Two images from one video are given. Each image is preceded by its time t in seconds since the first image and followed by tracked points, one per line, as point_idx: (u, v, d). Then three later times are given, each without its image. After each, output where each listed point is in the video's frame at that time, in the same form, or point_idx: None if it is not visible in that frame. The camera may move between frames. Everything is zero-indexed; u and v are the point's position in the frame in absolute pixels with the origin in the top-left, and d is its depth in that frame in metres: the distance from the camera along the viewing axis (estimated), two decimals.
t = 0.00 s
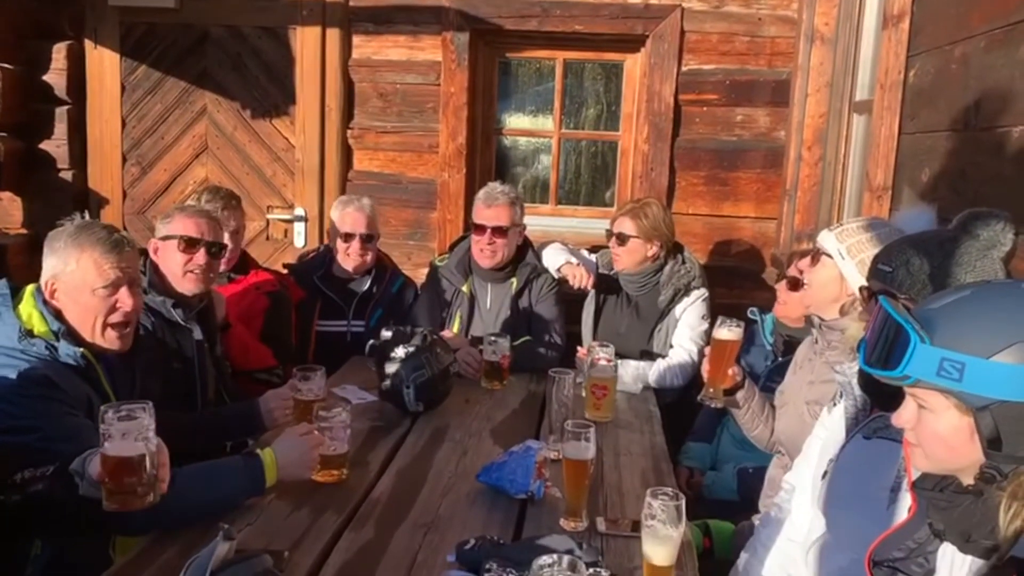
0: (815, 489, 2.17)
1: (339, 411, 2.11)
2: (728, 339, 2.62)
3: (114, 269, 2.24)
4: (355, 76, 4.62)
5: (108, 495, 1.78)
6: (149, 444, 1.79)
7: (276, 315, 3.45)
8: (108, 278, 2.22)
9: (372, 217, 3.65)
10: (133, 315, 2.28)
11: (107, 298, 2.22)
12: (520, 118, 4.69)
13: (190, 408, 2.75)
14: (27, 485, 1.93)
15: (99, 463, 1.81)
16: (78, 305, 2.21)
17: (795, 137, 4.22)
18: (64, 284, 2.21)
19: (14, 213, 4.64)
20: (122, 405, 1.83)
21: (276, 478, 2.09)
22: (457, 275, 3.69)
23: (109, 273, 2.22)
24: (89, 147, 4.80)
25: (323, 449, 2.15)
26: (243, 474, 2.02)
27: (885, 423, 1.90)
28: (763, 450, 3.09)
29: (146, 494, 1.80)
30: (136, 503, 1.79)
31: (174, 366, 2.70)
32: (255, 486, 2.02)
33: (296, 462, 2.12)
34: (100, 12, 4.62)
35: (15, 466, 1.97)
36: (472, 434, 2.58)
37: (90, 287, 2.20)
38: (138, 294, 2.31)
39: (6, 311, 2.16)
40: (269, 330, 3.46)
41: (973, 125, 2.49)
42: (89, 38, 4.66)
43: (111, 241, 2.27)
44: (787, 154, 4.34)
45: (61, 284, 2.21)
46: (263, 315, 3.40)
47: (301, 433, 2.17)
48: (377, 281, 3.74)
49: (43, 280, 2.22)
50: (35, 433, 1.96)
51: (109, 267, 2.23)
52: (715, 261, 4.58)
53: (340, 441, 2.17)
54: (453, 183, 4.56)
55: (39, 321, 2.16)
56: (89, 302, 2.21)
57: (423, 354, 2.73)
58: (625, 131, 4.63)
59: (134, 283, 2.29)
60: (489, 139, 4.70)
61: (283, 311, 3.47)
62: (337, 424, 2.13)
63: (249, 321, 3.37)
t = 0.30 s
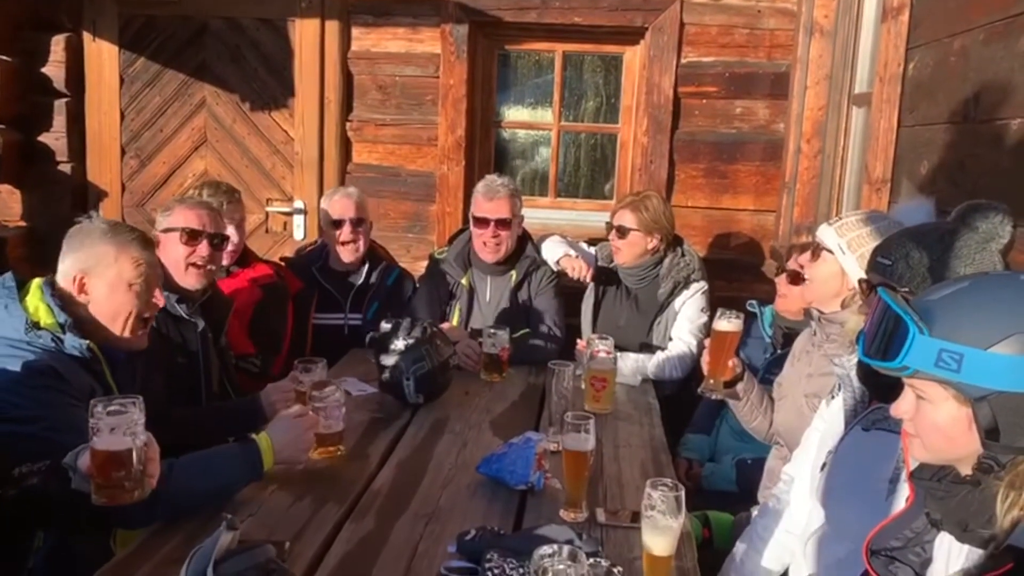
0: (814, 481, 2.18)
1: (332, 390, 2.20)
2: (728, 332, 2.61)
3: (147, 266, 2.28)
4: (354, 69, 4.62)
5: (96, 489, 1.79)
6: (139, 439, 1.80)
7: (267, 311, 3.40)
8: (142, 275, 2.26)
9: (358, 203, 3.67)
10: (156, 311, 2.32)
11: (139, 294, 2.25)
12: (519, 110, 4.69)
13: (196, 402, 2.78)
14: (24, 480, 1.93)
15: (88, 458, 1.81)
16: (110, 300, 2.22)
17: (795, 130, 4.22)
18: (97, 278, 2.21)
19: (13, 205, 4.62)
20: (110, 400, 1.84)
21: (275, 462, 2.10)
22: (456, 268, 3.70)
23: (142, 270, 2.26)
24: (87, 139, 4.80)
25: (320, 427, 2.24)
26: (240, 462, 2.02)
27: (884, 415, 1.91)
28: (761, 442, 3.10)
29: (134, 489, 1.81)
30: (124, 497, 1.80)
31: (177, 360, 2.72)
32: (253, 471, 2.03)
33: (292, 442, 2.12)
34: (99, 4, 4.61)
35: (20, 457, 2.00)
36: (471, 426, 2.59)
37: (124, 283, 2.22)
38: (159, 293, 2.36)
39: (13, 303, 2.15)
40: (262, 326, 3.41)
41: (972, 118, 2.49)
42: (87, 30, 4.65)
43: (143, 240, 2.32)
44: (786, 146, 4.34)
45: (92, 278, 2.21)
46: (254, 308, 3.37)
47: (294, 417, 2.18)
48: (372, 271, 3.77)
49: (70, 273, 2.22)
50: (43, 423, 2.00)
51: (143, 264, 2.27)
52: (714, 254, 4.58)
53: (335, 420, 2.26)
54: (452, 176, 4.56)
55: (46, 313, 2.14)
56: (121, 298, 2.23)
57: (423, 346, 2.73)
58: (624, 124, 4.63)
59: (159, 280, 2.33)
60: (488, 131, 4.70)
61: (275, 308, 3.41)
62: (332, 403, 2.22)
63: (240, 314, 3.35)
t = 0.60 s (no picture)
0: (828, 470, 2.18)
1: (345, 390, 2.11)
2: (741, 323, 2.60)
3: (145, 248, 2.27)
4: (366, 58, 4.61)
5: (98, 472, 1.79)
6: (138, 422, 1.79)
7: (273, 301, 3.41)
8: (140, 257, 2.25)
9: (372, 192, 3.68)
10: (166, 291, 2.32)
11: (140, 277, 2.25)
12: (531, 100, 4.68)
13: (219, 391, 2.83)
14: (34, 466, 1.95)
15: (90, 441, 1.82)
16: (113, 286, 2.24)
17: (808, 119, 4.20)
18: (97, 265, 2.22)
19: (26, 194, 4.48)
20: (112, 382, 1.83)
21: (290, 455, 2.11)
22: (469, 259, 3.72)
23: (140, 252, 2.25)
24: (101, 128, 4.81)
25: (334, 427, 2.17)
26: (256, 451, 2.02)
27: (899, 402, 1.90)
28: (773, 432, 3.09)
29: (135, 472, 1.80)
30: (125, 480, 1.79)
31: (202, 351, 2.76)
32: (271, 462, 2.04)
33: (307, 437, 2.14)
34: None
35: (42, 441, 2.01)
36: (484, 416, 2.59)
37: (123, 268, 2.23)
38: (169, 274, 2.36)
39: (38, 287, 2.18)
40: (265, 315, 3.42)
41: (989, 107, 2.47)
42: (101, 20, 4.66)
43: (142, 223, 2.32)
44: (800, 135, 4.32)
45: (93, 265, 2.23)
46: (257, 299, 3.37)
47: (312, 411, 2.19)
48: (385, 261, 3.76)
49: (76, 261, 2.24)
50: (66, 406, 2.02)
51: (141, 246, 2.26)
52: (727, 244, 4.57)
53: (349, 419, 2.17)
54: (464, 165, 4.55)
55: (71, 297, 2.17)
56: (123, 282, 2.24)
57: (436, 335, 2.75)
58: (637, 113, 4.60)
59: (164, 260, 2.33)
60: (500, 121, 4.69)
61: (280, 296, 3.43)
62: (346, 402, 2.13)
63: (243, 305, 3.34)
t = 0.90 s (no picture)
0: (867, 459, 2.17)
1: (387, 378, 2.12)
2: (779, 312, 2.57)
3: (200, 240, 2.31)
4: (400, 48, 4.62)
5: (129, 454, 1.82)
6: (167, 401, 1.82)
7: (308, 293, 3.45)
8: (195, 248, 2.29)
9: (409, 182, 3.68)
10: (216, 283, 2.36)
11: (193, 268, 2.29)
12: (564, 88, 4.66)
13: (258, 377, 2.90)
14: (78, 445, 1.99)
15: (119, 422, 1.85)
16: (166, 274, 2.27)
17: (846, 105, 4.14)
18: (151, 253, 2.26)
19: (70, 186, 4.74)
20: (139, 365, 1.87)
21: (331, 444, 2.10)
22: (502, 248, 3.72)
23: (195, 243, 2.29)
24: (141, 120, 4.89)
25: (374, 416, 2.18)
26: (296, 438, 2.05)
27: (942, 391, 1.87)
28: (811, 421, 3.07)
29: (163, 452, 1.82)
30: (154, 460, 1.81)
31: (242, 339, 2.83)
32: (311, 448, 2.05)
33: (348, 427, 2.11)
34: None
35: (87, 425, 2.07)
36: (519, 404, 2.60)
37: (177, 258, 2.26)
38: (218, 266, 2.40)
39: (88, 276, 2.22)
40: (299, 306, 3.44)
41: None
42: (140, 13, 4.73)
43: (198, 215, 2.36)
44: (838, 122, 4.26)
45: (147, 253, 2.27)
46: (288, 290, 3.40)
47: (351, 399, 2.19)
48: (420, 251, 3.75)
49: (130, 249, 2.28)
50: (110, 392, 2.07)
51: (196, 238, 2.29)
52: (763, 232, 4.53)
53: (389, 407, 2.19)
54: (497, 155, 4.55)
55: (119, 286, 2.21)
56: (177, 272, 2.27)
57: (471, 324, 2.76)
58: (672, 101, 4.57)
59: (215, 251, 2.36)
60: (533, 110, 4.68)
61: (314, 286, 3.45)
62: (386, 390, 2.14)
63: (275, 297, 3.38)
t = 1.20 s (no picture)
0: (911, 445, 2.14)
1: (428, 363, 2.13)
2: (822, 297, 2.54)
3: (255, 225, 2.35)
4: (440, 36, 4.63)
5: (165, 436, 1.87)
6: (201, 386, 1.85)
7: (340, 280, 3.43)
8: (251, 234, 2.33)
9: (452, 173, 3.67)
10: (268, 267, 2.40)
11: (248, 253, 2.33)
12: (604, 73, 4.64)
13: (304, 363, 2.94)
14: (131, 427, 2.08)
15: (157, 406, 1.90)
16: (222, 259, 2.31)
17: (892, 86, 4.07)
18: (208, 239, 2.31)
19: (120, 176, 4.85)
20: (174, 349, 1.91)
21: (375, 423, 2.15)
22: (542, 233, 3.75)
23: (251, 229, 2.33)
24: (187, 111, 4.97)
25: (420, 399, 2.20)
26: (339, 420, 2.08)
27: (990, 377, 1.86)
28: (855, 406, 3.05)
29: (200, 434, 1.87)
30: (191, 443, 1.87)
31: (289, 326, 2.87)
32: (352, 429, 2.08)
33: (389, 407, 2.15)
34: None
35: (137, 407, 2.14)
36: (560, 389, 2.61)
37: (234, 243, 2.31)
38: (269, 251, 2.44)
39: (138, 263, 2.28)
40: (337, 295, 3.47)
41: None
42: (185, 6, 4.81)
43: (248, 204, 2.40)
44: (884, 103, 4.19)
45: (204, 238, 2.31)
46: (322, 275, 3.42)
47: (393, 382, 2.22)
48: (461, 239, 3.76)
49: (185, 234, 2.31)
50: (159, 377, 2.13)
51: (252, 224, 2.34)
52: (805, 216, 4.48)
53: (432, 392, 2.21)
54: (536, 141, 4.55)
55: (168, 272, 2.27)
56: (233, 257, 2.31)
57: (510, 310, 2.77)
58: (713, 84, 4.52)
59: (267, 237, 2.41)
60: (573, 96, 4.67)
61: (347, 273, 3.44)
62: (428, 374, 2.15)
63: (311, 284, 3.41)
